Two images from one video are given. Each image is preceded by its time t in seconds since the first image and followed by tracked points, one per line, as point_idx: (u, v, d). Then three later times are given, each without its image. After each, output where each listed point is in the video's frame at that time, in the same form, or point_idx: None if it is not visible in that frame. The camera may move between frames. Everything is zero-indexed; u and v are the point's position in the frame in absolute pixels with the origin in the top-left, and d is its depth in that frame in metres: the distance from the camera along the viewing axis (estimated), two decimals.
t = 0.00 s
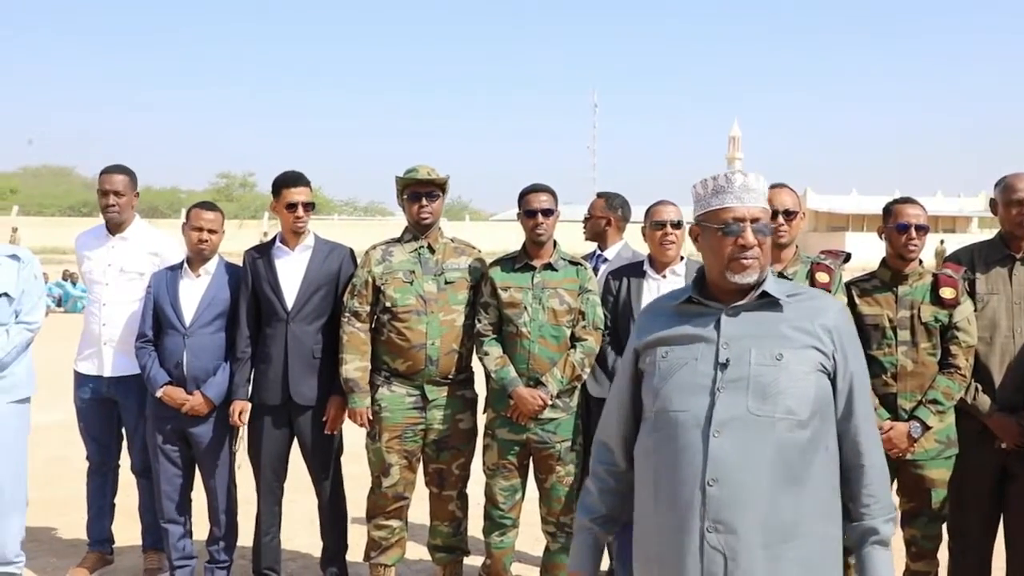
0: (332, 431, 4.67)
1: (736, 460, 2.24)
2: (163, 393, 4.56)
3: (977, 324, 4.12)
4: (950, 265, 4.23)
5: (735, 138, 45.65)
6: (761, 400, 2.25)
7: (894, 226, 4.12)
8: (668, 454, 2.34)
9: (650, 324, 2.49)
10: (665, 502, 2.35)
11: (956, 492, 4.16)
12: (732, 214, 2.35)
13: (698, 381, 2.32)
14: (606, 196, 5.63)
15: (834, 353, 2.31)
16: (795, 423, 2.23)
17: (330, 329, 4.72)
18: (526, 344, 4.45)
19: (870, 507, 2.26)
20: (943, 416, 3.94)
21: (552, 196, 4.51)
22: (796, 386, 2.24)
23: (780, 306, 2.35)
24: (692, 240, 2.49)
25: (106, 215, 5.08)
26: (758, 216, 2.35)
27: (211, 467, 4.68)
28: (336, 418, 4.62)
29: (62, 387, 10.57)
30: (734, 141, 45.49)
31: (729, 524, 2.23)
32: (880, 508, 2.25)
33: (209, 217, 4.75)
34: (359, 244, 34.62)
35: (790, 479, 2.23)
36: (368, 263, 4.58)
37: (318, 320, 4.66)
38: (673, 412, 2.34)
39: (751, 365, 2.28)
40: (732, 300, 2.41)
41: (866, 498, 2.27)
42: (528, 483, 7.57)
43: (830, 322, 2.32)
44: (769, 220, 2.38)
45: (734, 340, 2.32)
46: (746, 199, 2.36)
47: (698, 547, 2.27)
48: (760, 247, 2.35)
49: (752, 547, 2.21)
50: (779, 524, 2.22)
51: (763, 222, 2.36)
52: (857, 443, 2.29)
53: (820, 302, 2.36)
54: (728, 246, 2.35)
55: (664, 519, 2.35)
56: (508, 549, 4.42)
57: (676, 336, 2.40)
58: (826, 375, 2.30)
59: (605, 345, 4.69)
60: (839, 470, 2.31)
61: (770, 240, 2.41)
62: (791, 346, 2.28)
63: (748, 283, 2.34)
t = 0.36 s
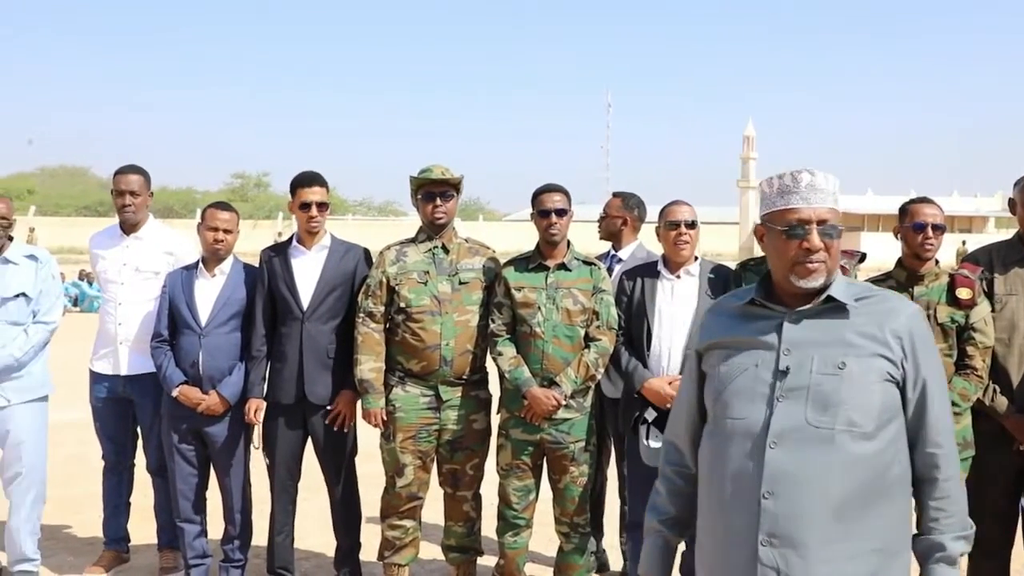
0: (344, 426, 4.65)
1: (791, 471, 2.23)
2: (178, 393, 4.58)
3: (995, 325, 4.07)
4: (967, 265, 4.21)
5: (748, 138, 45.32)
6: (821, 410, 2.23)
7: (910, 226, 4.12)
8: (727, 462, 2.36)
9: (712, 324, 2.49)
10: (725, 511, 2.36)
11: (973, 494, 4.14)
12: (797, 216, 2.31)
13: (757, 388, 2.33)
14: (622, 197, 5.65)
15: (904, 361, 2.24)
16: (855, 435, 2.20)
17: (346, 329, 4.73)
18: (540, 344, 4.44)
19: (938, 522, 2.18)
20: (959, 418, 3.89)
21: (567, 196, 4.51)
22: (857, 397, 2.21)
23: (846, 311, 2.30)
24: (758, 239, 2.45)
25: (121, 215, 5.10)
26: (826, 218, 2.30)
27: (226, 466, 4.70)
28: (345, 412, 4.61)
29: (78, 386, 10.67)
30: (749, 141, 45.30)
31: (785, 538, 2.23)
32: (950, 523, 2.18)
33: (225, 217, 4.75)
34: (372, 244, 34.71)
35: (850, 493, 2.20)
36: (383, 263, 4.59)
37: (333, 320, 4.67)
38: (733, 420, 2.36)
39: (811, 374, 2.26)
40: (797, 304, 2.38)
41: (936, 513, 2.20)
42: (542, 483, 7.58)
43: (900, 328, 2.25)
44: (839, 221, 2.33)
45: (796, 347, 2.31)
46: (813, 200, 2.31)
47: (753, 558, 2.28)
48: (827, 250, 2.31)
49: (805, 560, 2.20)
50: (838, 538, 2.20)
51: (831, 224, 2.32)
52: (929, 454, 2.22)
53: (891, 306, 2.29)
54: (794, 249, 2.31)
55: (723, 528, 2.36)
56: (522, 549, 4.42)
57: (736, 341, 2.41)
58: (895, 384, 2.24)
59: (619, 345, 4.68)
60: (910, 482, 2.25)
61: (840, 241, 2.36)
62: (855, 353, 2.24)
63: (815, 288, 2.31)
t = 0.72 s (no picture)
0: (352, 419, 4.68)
1: (810, 471, 2.22)
2: (187, 393, 4.60)
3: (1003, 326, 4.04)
4: (975, 266, 4.21)
5: (756, 138, 45.36)
6: (839, 410, 2.22)
7: (918, 226, 4.12)
8: (744, 461, 2.35)
9: (731, 321, 2.51)
10: (740, 511, 2.35)
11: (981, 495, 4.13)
12: (819, 207, 2.32)
13: (775, 387, 2.33)
14: (630, 197, 5.63)
15: (925, 361, 2.24)
16: (875, 435, 2.19)
17: (354, 329, 4.74)
18: (547, 344, 4.45)
19: (970, 522, 2.20)
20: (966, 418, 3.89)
21: (573, 196, 4.51)
22: (877, 397, 2.21)
23: (867, 311, 2.30)
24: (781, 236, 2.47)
25: (129, 216, 5.12)
26: (847, 210, 2.31)
27: (234, 466, 4.71)
28: (349, 411, 4.63)
29: (86, 385, 10.71)
30: (756, 140, 45.23)
31: (801, 538, 2.21)
32: (983, 523, 2.18)
33: (232, 218, 4.79)
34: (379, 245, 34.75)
35: (869, 493, 2.19)
36: (390, 263, 4.60)
37: (342, 320, 4.68)
38: (750, 418, 2.36)
39: (830, 373, 2.26)
40: (818, 301, 2.38)
41: (969, 512, 2.21)
42: (548, 484, 7.58)
43: (921, 329, 2.26)
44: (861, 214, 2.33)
45: (815, 346, 2.31)
46: (834, 192, 2.32)
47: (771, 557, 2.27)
48: (849, 242, 2.31)
49: (821, 561, 2.19)
50: (859, 538, 2.18)
51: (853, 216, 2.32)
52: (957, 454, 2.21)
53: (913, 306, 2.29)
54: (815, 240, 2.32)
55: (738, 527, 2.36)
56: (529, 549, 4.43)
57: (755, 339, 2.42)
58: (916, 385, 2.24)
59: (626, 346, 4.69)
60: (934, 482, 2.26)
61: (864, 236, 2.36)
62: (875, 354, 2.24)
63: (835, 280, 2.31)
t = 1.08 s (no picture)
0: (364, 428, 4.68)
1: (813, 459, 2.22)
2: (202, 391, 4.64)
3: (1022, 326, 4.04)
4: (994, 265, 4.19)
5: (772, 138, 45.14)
6: (845, 402, 2.22)
7: (934, 225, 4.11)
8: (745, 452, 2.34)
9: (737, 316, 2.49)
10: (739, 501, 2.34)
11: (1001, 496, 4.13)
12: (797, 208, 2.36)
13: (781, 378, 2.32)
14: (652, 198, 5.53)
15: (930, 360, 2.24)
16: (879, 429, 2.19)
17: (370, 329, 4.76)
18: (561, 344, 4.46)
19: (960, 523, 2.20)
20: (986, 420, 3.91)
21: (587, 195, 4.52)
22: (883, 391, 2.21)
23: (874, 307, 2.31)
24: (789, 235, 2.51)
25: (146, 216, 5.16)
26: (822, 210, 2.31)
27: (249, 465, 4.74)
28: (366, 421, 4.67)
29: (105, 384, 10.78)
30: (771, 140, 45.06)
31: (802, 528, 2.20)
32: (971, 524, 2.19)
33: (245, 217, 4.79)
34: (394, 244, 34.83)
35: (868, 486, 2.19)
36: (405, 263, 4.63)
37: (357, 319, 4.70)
38: (753, 408, 2.34)
39: (837, 365, 2.25)
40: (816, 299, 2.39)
41: (954, 513, 2.21)
42: (564, 484, 7.59)
43: (927, 328, 2.26)
44: (845, 214, 2.31)
45: (822, 339, 2.30)
46: (812, 193, 2.34)
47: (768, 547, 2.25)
48: (822, 241, 2.31)
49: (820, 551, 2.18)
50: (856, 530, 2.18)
51: (831, 216, 2.31)
52: (949, 454, 2.22)
53: (919, 305, 2.30)
54: (791, 240, 2.36)
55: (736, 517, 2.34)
56: (543, 549, 4.44)
57: (761, 332, 2.40)
58: (920, 383, 2.24)
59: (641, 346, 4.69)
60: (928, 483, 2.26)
61: (852, 236, 2.32)
62: (882, 348, 2.24)
63: (806, 278, 2.33)
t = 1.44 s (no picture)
0: (386, 432, 4.71)
1: (838, 461, 2.19)
2: (221, 390, 4.66)
3: None
4: (1016, 266, 4.17)
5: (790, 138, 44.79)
6: (868, 402, 2.20)
7: (956, 226, 4.08)
8: (767, 454, 2.30)
9: (752, 317, 2.46)
10: (759, 502, 2.30)
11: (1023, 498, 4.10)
12: (809, 208, 2.35)
13: (801, 379, 2.28)
14: (672, 198, 5.51)
15: (947, 360, 2.24)
16: (902, 428, 2.18)
17: (387, 330, 4.77)
18: (579, 345, 4.46)
19: (982, 522, 2.20)
20: (1008, 422, 3.89)
21: (604, 196, 4.51)
22: (904, 391, 2.20)
23: (890, 308, 2.30)
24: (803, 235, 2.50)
25: (167, 216, 5.19)
26: (835, 210, 2.30)
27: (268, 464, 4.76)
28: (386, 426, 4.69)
29: (125, 383, 10.86)
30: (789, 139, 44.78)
31: (830, 529, 2.17)
32: (993, 523, 2.19)
33: (264, 217, 4.83)
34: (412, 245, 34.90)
35: (892, 486, 2.18)
36: (422, 264, 4.63)
37: (376, 320, 4.72)
38: (773, 410, 2.30)
39: (857, 366, 2.23)
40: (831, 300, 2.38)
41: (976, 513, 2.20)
42: (581, 484, 7.59)
43: (943, 329, 2.26)
44: (858, 214, 2.29)
45: (841, 340, 2.28)
46: (825, 193, 2.33)
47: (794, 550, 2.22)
48: (836, 240, 2.29)
49: (848, 552, 2.16)
50: (882, 530, 2.18)
51: (844, 215, 2.29)
52: (966, 453, 2.23)
53: (934, 305, 2.29)
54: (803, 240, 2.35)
55: (759, 520, 2.30)
56: (561, 550, 4.44)
57: (778, 334, 2.36)
58: (938, 382, 2.24)
59: (659, 347, 4.68)
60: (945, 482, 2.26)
61: (866, 236, 2.31)
62: (901, 348, 2.23)
63: (821, 278, 2.31)
